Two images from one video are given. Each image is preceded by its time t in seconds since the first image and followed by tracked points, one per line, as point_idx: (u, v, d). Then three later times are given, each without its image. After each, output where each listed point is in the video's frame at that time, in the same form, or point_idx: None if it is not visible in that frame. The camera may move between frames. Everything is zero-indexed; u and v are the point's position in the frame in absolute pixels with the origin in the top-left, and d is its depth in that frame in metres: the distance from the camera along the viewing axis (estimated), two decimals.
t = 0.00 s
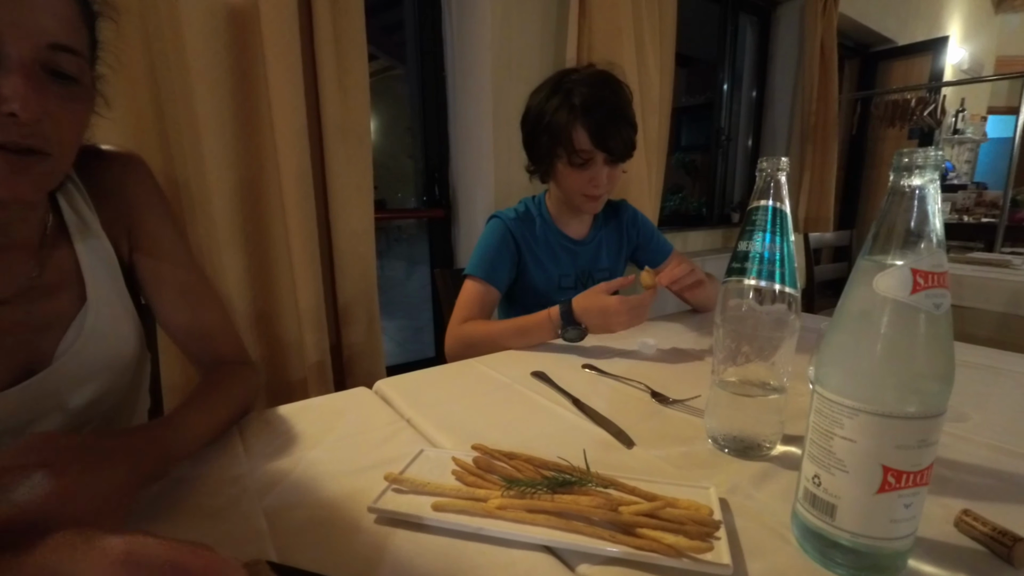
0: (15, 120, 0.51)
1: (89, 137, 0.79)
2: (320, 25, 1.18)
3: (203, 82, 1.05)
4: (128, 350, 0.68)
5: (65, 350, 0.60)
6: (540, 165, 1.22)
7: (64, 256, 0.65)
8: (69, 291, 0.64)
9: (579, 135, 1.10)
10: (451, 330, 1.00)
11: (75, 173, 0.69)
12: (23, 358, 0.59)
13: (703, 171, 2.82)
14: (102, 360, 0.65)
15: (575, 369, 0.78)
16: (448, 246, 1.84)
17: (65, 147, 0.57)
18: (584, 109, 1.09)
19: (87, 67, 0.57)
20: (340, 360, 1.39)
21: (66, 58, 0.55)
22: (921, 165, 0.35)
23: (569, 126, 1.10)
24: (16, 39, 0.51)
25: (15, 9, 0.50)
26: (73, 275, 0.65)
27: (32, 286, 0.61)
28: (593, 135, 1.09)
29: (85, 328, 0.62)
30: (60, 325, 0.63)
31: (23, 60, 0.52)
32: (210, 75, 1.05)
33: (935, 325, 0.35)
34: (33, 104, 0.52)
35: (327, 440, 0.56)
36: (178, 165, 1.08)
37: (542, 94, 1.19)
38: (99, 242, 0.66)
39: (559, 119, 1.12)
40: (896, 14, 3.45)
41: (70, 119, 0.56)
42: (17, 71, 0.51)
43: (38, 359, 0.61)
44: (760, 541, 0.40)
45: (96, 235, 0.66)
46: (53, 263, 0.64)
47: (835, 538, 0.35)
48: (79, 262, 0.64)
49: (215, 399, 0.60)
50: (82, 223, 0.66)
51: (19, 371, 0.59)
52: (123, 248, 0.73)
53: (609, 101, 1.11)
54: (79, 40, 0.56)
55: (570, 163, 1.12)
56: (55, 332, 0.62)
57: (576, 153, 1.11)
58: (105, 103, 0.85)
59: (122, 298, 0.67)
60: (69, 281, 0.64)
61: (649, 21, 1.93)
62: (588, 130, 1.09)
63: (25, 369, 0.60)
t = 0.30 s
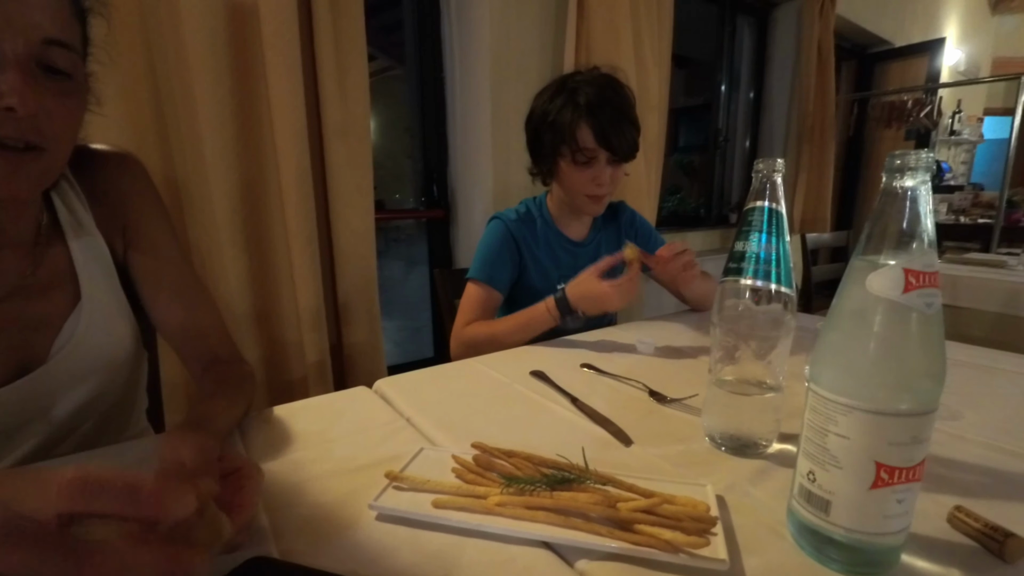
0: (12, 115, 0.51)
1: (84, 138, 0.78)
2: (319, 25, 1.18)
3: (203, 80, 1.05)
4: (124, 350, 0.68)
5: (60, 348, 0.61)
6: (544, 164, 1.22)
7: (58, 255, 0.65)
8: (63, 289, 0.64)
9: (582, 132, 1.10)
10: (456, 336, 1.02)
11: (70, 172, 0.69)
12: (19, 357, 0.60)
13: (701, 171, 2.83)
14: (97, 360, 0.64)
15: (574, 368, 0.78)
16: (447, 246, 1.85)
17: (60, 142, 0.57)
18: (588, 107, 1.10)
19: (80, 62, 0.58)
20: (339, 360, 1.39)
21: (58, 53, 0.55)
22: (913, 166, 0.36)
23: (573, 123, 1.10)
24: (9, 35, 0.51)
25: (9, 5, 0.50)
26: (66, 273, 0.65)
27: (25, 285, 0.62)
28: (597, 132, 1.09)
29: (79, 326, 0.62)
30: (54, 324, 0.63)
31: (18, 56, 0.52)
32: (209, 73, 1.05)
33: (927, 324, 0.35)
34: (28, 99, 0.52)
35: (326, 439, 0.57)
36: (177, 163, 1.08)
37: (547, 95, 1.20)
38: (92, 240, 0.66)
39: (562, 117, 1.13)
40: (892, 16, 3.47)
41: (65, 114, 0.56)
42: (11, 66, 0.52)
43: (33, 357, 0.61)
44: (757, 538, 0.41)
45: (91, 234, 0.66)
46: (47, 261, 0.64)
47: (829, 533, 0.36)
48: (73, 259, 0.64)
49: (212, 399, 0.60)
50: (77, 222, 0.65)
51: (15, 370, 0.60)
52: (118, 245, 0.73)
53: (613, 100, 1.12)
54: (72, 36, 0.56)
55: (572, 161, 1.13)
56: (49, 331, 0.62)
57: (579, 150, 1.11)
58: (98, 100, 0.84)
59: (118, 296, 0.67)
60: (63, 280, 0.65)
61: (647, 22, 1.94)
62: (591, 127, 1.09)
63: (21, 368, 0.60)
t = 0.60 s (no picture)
0: (13, 117, 0.52)
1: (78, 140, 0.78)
2: (316, 26, 1.18)
3: (199, 80, 1.05)
4: (116, 350, 0.67)
5: (51, 350, 0.60)
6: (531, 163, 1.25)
7: (48, 255, 0.64)
8: (53, 289, 0.64)
9: (556, 134, 1.11)
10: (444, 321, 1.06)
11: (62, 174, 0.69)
12: (10, 358, 0.60)
13: (696, 174, 2.85)
14: (90, 359, 0.64)
15: (569, 369, 0.79)
16: (443, 248, 1.85)
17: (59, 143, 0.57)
18: (562, 107, 1.11)
19: (75, 64, 0.58)
20: (335, 361, 1.39)
21: (55, 54, 0.55)
22: (900, 170, 0.36)
23: (549, 126, 1.12)
24: (7, 40, 0.51)
25: (7, 7, 0.50)
26: (57, 274, 0.65)
27: (17, 284, 0.61)
28: (571, 133, 1.09)
29: (70, 326, 0.62)
30: (44, 325, 0.62)
31: (18, 58, 0.52)
32: (204, 74, 1.05)
33: (913, 324, 0.36)
34: (28, 101, 0.52)
35: (322, 439, 0.57)
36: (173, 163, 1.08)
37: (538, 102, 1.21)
38: (82, 240, 0.65)
39: (541, 121, 1.15)
40: (884, 20, 3.50)
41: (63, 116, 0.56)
42: (12, 68, 0.52)
43: (24, 358, 0.61)
44: (750, 535, 0.41)
45: (81, 235, 0.66)
46: (37, 260, 0.63)
47: (820, 530, 0.37)
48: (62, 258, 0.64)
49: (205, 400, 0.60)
50: (67, 222, 0.65)
51: (6, 371, 0.59)
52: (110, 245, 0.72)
53: (591, 98, 1.11)
54: (66, 36, 0.56)
55: (553, 160, 1.14)
56: (39, 332, 0.62)
57: (554, 150, 1.12)
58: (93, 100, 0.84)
59: (109, 295, 0.67)
60: (53, 279, 0.64)
61: (641, 26, 1.95)
62: (564, 127, 1.10)
63: (11, 369, 0.60)
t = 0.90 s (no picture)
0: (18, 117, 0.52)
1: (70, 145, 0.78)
2: (309, 31, 1.19)
3: (190, 85, 1.04)
4: (109, 355, 0.67)
5: (41, 354, 0.60)
6: (517, 171, 1.27)
7: (40, 257, 0.64)
8: (45, 292, 0.64)
9: (536, 142, 1.14)
10: (436, 324, 1.06)
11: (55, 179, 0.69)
12: None
13: (685, 180, 2.88)
14: (81, 364, 0.64)
15: (561, 373, 0.79)
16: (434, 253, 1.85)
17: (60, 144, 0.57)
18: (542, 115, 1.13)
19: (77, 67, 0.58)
20: (326, 366, 1.38)
21: (58, 58, 0.55)
22: (882, 177, 0.38)
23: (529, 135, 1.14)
24: (10, 41, 0.51)
25: (11, 9, 0.51)
26: (49, 277, 0.64)
27: (9, 287, 0.61)
28: (549, 140, 1.11)
29: (61, 330, 0.61)
30: (34, 329, 0.62)
31: (22, 60, 0.52)
32: (196, 78, 1.05)
33: (896, 326, 0.37)
34: (33, 101, 0.53)
35: (315, 443, 0.57)
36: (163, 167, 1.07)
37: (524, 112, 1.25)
38: (75, 244, 0.65)
39: (524, 130, 1.18)
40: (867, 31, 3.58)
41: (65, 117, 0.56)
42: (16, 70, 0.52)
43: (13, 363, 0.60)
44: (741, 535, 0.42)
45: (74, 238, 0.65)
46: (28, 264, 0.63)
47: (808, 528, 0.37)
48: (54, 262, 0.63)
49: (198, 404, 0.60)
50: (59, 226, 0.65)
51: None
52: (102, 249, 0.72)
53: (571, 105, 1.13)
54: (68, 38, 0.56)
55: (537, 168, 1.16)
56: (29, 336, 0.61)
57: (536, 158, 1.15)
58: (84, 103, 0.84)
59: (100, 299, 0.66)
60: (44, 283, 0.64)
61: (630, 34, 1.98)
62: (544, 136, 1.12)
63: None
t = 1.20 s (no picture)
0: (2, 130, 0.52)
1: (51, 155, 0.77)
2: (294, 44, 1.20)
3: (172, 96, 1.04)
4: (91, 365, 0.66)
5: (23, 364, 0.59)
6: (500, 183, 1.29)
7: (22, 268, 0.63)
8: (25, 303, 0.63)
9: (517, 155, 1.16)
10: (423, 335, 1.07)
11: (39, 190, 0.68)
12: None
13: (666, 191, 2.93)
14: (62, 374, 0.63)
15: (544, 381, 0.80)
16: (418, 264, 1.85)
17: (43, 158, 0.57)
18: (522, 128, 1.16)
19: (65, 83, 0.58)
20: (308, 378, 1.37)
21: (47, 72, 0.55)
22: (845, 190, 0.40)
23: (510, 147, 1.16)
24: (2, 55, 0.51)
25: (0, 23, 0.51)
26: (30, 288, 0.63)
27: None
28: (529, 153, 1.14)
29: (42, 341, 0.60)
30: (13, 340, 0.61)
31: (10, 75, 0.52)
32: (179, 89, 1.04)
33: (861, 330, 0.39)
34: (19, 115, 0.53)
35: (298, 453, 0.57)
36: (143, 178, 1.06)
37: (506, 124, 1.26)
38: (59, 255, 0.64)
39: (505, 143, 1.20)
40: (838, 48, 3.71)
41: (50, 131, 0.56)
42: (4, 84, 0.52)
43: None
44: (719, 535, 0.43)
45: (57, 249, 0.64)
46: (11, 274, 0.62)
47: (782, 526, 0.39)
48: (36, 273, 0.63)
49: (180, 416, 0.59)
50: (41, 236, 0.64)
51: None
52: (85, 260, 0.71)
53: (551, 118, 1.15)
54: (60, 54, 0.56)
55: (519, 180, 1.18)
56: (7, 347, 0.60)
57: (517, 170, 1.17)
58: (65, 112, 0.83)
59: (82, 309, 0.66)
60: (25, 293, 0.63)
61: (610, 49, 2.03)
62: (524, 148, 1.14)
63: None
